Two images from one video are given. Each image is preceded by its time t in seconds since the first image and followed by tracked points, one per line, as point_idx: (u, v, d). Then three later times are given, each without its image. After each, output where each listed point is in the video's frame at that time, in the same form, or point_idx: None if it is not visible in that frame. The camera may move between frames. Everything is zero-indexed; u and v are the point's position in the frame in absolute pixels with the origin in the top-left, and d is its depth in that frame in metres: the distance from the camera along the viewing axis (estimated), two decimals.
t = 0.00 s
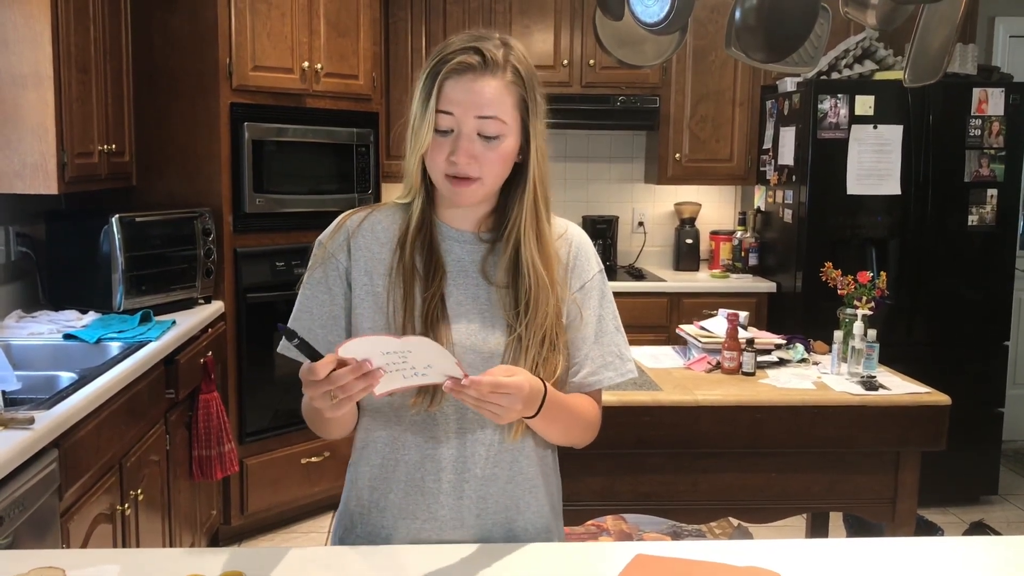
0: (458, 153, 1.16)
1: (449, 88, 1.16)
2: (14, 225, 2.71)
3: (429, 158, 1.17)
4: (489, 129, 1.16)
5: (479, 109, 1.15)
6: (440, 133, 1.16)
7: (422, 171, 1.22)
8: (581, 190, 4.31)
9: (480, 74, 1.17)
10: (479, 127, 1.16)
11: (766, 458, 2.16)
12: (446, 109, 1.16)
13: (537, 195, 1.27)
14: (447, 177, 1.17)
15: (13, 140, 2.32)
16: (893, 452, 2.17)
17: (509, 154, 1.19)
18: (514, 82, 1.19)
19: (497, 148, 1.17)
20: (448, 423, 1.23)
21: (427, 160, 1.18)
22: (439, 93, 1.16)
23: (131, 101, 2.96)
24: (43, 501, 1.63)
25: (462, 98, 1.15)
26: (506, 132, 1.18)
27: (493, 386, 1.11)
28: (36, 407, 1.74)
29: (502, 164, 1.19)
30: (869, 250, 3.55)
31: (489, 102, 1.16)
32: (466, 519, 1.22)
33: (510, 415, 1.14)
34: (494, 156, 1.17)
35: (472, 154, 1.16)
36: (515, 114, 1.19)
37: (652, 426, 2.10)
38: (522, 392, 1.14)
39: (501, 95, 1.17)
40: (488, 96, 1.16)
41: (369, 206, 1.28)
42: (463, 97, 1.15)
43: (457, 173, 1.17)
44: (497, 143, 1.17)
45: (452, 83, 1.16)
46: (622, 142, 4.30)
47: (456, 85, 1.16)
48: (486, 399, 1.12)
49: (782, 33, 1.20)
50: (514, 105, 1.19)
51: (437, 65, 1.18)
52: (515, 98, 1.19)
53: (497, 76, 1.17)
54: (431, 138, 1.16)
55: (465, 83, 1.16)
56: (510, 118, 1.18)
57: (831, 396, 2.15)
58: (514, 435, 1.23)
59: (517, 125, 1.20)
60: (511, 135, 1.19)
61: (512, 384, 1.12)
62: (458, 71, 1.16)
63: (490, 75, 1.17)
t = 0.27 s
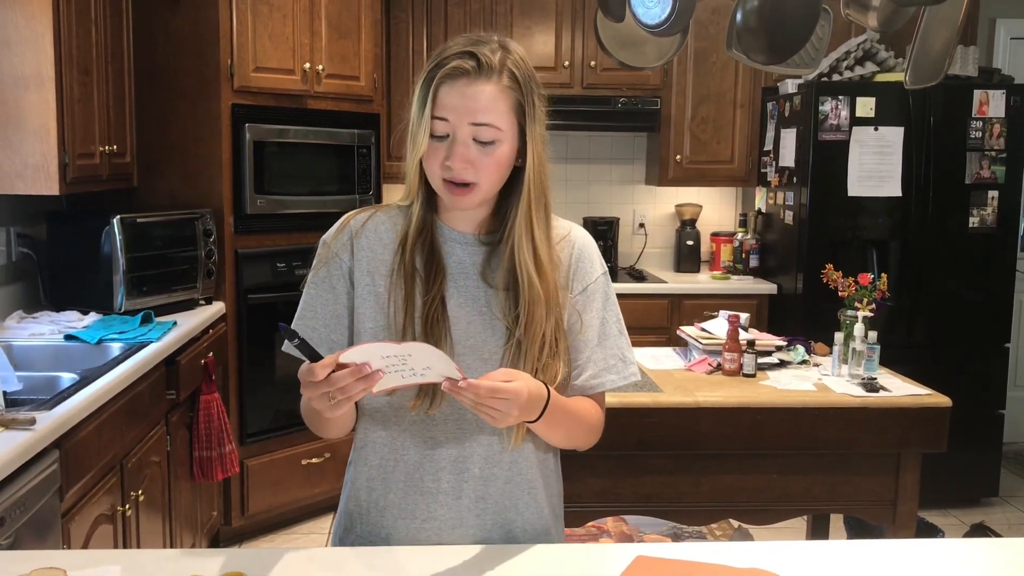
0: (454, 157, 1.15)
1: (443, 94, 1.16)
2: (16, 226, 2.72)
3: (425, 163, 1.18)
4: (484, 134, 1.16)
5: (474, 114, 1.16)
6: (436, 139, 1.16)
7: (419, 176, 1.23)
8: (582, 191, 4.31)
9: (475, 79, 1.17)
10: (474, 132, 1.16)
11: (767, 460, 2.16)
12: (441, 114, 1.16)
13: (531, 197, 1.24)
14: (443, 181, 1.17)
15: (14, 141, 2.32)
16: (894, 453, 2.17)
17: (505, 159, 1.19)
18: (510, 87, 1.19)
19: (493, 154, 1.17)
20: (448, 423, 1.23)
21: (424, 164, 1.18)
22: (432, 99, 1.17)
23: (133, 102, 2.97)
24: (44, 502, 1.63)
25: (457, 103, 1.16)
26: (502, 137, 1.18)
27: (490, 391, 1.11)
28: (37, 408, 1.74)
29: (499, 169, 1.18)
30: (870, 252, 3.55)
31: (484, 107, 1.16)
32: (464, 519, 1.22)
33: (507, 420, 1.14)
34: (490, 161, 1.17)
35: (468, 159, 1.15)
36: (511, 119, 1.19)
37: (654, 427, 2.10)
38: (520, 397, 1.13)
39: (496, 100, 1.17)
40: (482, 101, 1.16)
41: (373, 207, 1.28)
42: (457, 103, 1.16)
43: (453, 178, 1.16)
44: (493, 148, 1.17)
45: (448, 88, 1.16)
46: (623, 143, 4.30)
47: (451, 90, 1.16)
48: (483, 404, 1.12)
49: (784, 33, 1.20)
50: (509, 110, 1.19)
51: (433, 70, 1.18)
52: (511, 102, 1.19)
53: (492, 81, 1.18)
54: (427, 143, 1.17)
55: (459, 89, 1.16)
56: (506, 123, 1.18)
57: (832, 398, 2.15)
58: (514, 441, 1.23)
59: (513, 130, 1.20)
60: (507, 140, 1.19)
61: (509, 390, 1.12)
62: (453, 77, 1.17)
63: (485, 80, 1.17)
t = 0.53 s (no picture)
0: (457, 158, 1.16)
1: (447, 94, 1.17)
2: (16, 227, 2.72)
3: (429, 163, 1.18)
4: (487, 134, 1.16)
5: (477, 115, 1.16)
6: (439, 140, 1.17)
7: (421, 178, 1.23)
8: (583, 193, 4.32)
9: (477, 80, 1.17)
10: (477, 133, 1.16)
11: (767, 462, 2.16)
12: (445, 114, 1.16)
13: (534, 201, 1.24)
14: (446, 182, 1.17)
15: (15, 142, 2.33)
16: (894, 456, 2.17)
17: (509, 160, 1.19)
18: (512, 88, 1.19)
19: (497, 154, 1.17)
20: (445, 424, 1.23)
21: (427, 165, 1.19)
22: (436, 99, 1.17)
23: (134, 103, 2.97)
24: (44, 503, 1.63)
25: (460, 103, 1.16)
26: (505, 137, 1.18)
27: (488, 389, 1.11)
28: (37, 408, 1.74)
29: (503, 169, 1.18)
30: (870, 255, 3.55)
31: (487, 108, 1.16)
32: (460, 521, 1.22)
33: (505, 419, 1.14)
34: (493, 162, 1.17)
35: (471, 159, 1.16)
36: (514, 119, 1.19)
37: (654, 429, 2.10)
38: (518, 397, 1.13)
39: (499, 100, 1.17)
40: (485, 102, 1.16)
41: (377, 207, 1.28)
42: (460, 103, 1.16)
43: (456, 179, 1.17)
44: (496, 147, 1.17)
45: (451, 89, 1.17)
46: (623, 146, 4.30)
47: (455, 91, 1.16)
48: (481, 402, 1.12)
49: (784, 36, 1.20)
50: (512, 110, 1.19)
51: (436, 71, 1.18)
52: (513, 103, 1.19)
53: (495, 82, 1.18)
54: (431, 144, 1.17)
55: (463, 90, 1.16)
56: (509, 124, 1.18)
57: (833, 400, 2.15)
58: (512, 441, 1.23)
59: (516, 130, 1.20)
60: (510, 141, 1.19)
61: (507, 389, 1.12)
62: (456, 77, 1.17)
63: (488, 81, 1.17)
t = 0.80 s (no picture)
0: (470, 150, 1.16)
1: (455, 86, 1.16)
2: (16, 227, 2.72)
3: (437, 157, 1.18)
4: (497, 124, 1.17)
5: (487, 103, 1.16)
6: (448, 131, 1.17)
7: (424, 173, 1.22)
8: (582, 195, 4.32)
9: (485, 72, 1.18)
10: (488, 123, 1.17)
11: (766, 465, 2.16)
12: (453, 105, 1.16)
13: (536, 200, 1.26)
14: (456, 175, 1.18)
15: (15, 143, 2.33)
16: (893, 459, 2.17)
17: (517, 149, 1.20)
18: (517, 79, 1.20)
19: (506, 142, 1.18)
20: (445, 427, 1.23)
21: (434, 160, 1.18)
22: (444, 92, 1.17)
23: (133, 104, 2.97)
24: (42, 504, 1.63)
25: (469, 94, 1.16)
26: (513, 127, 1.18)
27: (481, 386, 1.11)
28: (36, 409, 1.74)
29: (512, 159, 1.19)
30: (869, 258, 3.55)
31: (496, 98, 1.17)
32: (458, 526, 1.22)
33: (498, 418, 1.13)
34: (503, 151, 1.18)
35: (483, 150, 1.16)
36: (520, 111, 1.20)
37: (653, 431, 2.10)
38: (511, 396, 1.13)
39: (507, 90, 1.18)
40: (495, 91, 1.17)
41: (377, 211, 1.29)
42: (470, 94, 1.16)
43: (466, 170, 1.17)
44: (505, 136, 1.18)
45: (460, 81, 1.17)
46: (622, 148, 4.31)
47: (464, 83, 1.16)
48: (474, 399, 1.12)
49: (784, 39, 1.21)
50: (518, 100, 1.20)
51: (442, 65, 1.18)
52: (520, 94, 1.20)
53: (502, 73, 1.18)
54: (439, 136, 1.17)
55: (471, 81, 1.16)
56: (517, 113, 1.19)
57: (832, 403, 2.15)
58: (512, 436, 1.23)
59: (522, 121, 1.21)
60: (518, 130, 1.19)
61: (500, 387, 1.12)
62: (464, 69, 1.17)
63: (495, 72, 1.18)
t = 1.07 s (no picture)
0: (474, 152, 1.16)
1: (458, 90, 1.17)
2: (15, 228, 2.72)
3: (439, 162, 1.18)
4: (501, 126, 1.17)
5: (491, 107, 1.16)
6: (452, 135, 1.17)
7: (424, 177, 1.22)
8: (581, 196, 4.32)
9: (487, 75, 1.18)
10: (492, 126, 1.17)
11: (764, 466, 2.16)
12: (457, 109, 1.16)
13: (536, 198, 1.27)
14: (459, 178, 1.18)
15: (14, 143, 2.32)
16: (891, 460, 2.17)
17: (520, 151, 1.20)
18: (519, 81, 1.20)
19: (509, 145, 1.18)
20: (448, 428, 1.23)
21: (437, 164, 1.18)
22: (446, 96, 1.17)
23: (132, 105, 2.97)
24: (41, 504, 1.63)
25: (473, 98, 1.16)
26: (517, 129, 1.19)
27: (488, 377, 1.11)
28: (35, 409, 1.74)
29: (515, 160, 1.19)
30: (868, 259, 3.56)
31: (500, 100, 1.17)
32: (461, 527, 1.22)
33: (504, 410, 1.13)
34: (507, 154, 1.18)
35: (488, 153, 1.17)
36: (523, 112, 1.20)
37: (652, 432, 2.10)
38: (518, 387, 1.13)
39: (510, 93, 1.18)
40: (499, 95, 1.17)
41: (376, 213, 1.28)
42: (474, 98, 1.16)
43: (470, 174, 1.17)
44: (509, 139, 1.18)
45: (463, 84, 1.17)
46: (621, 149, 4.31)
47: (467, 86, 1.16)
48: (480, 390, 1.12)
49: (783, 41, 1.21)
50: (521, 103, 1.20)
51: (443, 69, 1.18)
52: (521, 97, 1.20)
53: (504, 76, 1.19)
54: (442, 140, 1.17)
55: (474, 84, 1.17)
56: (520, 116, 1.19)
57: (830, 404, 2.15)
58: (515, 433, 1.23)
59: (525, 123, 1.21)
60: (521, 132, 1.20)
61: (507, 378, 1.12)
62: (467, 73, 1.17)
63: (497, 75, 1.18)
